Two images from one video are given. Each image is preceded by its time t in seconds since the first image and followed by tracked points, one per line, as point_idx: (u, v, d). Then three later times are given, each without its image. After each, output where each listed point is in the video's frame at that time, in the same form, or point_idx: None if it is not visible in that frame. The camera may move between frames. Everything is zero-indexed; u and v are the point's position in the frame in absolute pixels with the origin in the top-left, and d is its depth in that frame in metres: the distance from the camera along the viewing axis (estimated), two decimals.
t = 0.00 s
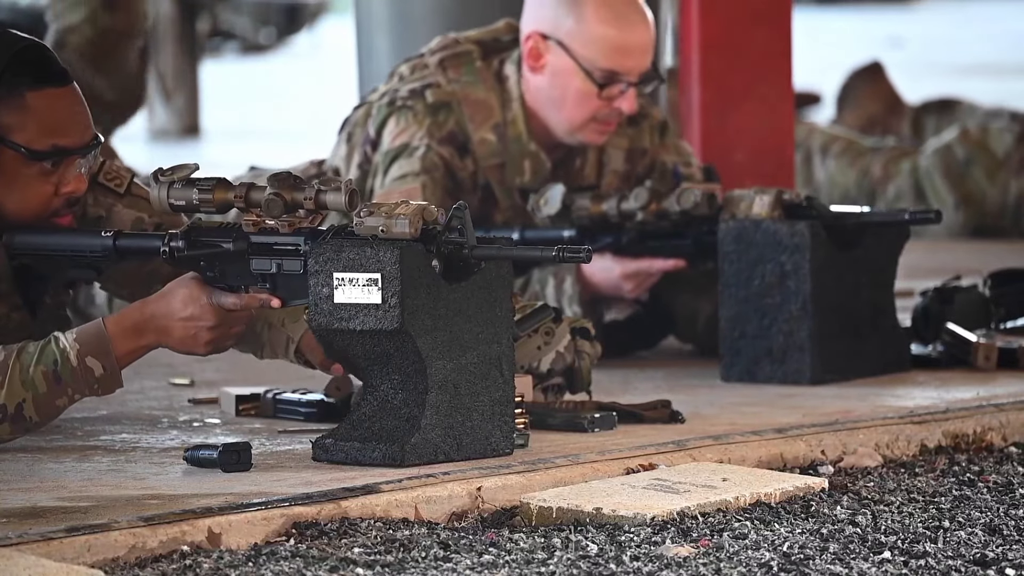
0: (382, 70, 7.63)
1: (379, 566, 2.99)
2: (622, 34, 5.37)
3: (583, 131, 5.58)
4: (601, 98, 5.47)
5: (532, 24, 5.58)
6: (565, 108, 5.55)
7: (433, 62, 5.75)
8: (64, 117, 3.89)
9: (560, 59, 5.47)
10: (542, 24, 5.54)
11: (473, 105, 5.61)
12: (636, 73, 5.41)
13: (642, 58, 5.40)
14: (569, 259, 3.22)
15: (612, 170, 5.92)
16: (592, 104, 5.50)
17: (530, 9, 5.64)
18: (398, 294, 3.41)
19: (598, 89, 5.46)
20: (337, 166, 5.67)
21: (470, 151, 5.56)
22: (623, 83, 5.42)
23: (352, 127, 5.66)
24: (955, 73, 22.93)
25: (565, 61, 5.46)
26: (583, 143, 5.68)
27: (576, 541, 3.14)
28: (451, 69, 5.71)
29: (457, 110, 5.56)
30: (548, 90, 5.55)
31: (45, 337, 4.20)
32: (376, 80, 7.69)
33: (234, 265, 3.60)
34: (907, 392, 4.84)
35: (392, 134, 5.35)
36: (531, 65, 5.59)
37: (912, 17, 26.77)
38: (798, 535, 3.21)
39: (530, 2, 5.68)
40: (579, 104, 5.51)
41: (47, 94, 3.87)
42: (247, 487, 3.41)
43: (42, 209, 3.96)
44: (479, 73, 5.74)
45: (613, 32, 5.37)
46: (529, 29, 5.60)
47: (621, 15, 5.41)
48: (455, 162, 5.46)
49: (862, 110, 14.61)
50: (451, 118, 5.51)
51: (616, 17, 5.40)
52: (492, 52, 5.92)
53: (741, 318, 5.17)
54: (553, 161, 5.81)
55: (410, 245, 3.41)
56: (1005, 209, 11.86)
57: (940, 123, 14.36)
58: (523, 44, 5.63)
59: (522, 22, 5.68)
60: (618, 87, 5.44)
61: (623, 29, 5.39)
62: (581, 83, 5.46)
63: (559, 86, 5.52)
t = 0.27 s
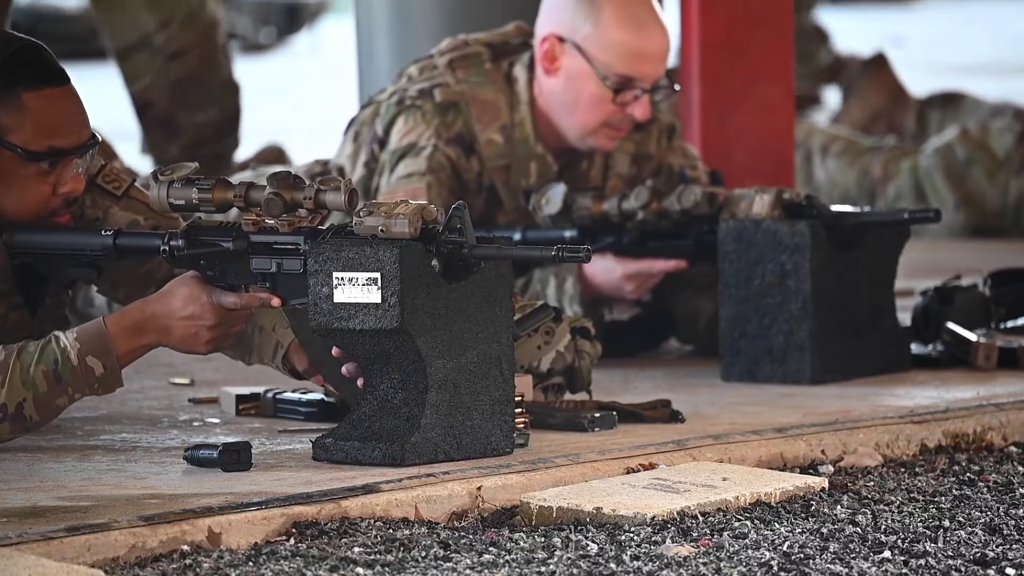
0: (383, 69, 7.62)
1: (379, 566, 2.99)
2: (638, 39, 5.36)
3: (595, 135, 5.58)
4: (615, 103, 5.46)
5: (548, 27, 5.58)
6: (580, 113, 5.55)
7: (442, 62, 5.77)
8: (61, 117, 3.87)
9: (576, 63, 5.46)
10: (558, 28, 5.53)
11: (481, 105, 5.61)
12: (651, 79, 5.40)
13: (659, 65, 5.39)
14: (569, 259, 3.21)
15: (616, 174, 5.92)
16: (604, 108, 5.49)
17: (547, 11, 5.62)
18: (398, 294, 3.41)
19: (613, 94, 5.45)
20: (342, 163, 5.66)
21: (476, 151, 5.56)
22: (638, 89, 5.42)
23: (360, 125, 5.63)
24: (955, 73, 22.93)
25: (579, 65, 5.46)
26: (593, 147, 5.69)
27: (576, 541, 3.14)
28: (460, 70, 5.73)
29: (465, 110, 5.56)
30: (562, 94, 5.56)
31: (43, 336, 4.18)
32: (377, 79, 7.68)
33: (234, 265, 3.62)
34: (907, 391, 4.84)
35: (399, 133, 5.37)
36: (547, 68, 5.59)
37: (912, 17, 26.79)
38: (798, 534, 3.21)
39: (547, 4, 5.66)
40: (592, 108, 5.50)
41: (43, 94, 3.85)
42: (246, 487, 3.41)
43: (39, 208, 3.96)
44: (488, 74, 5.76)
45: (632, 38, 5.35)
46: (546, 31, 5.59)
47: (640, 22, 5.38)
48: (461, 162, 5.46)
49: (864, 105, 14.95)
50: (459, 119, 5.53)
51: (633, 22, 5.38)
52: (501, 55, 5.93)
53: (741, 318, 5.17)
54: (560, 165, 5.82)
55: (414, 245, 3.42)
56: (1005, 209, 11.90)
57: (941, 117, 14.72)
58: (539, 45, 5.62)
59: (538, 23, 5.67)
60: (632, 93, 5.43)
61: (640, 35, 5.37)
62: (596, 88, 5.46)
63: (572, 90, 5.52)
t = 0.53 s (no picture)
0: (383, 70, 7.62)
1: (378, 567, 2.99)
2: (638, 39, 5.38)
3: (595, 135, 5.58)
4: (615, 103, 5.47)
5: (546, 27, 5.59)
6: (579, 112, 5.55)
7: (442, 62, 5.76)
8: (61, 119, 3.87)
9: (576, 62, 5.47)
10: (557, 27, 5.55)
11: (481, 106, 5.61)
12: (651, 79, 5.41)
13: (659, 65, 5.41)
14: (568, 256, 3.21)
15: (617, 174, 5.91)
16: (603, 108, 5.50)
17: (546, 11, 5.63)
18: (398, 294, 3.41)
19: (613, 93, 5.46)
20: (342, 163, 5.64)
21: (477, 152, 5.56)
22: (637, 88, 5.43)
23: (359, 127, 5.56)
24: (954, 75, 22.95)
25: (578, 65, 5.47)
26: (593, 146, 5.69)
27: (576, 541, 3.14)
28: (460, 71, 5.71)
29: (466, 110, 5.56)
30: (562, 94, 5.56)
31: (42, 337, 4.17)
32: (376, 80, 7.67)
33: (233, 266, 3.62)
34: (907, 392, 4.84)
35: (400, 134, 5.36)
36: (546, 68, 5.60)
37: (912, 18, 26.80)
38: (798, 535, 3.21)
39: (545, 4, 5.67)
40: (592, 107, 5.51)
41: (41, 96, 3.84)
42: (246, 487, 3.41)
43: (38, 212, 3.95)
44: (488, 75, 5.74)
45: (633, 38, 5.38)
46: (545, 31, 5.60)
47: (640, 22, 5.41)
48: (460, 162, 5.46)
49: (863, 101, 15.08)
50: (458, 119, 5.52)
51: (633, 22, 5.40)
52: (502, 54, 5.92)
53: (741, 319, 5.17)
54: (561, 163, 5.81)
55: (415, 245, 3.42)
56: (1005, 210, 11.81)
57: (938, 117, 14.92)
58: (538, 45, 5.62)
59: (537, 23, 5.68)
60: (632, 92, 5.44)
61: (641, 35, 5.39)
62: (596, 87, 5.46)
63: (571, 90, 5.52)
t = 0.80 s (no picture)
0: (383, 69, 7.61)
1: (379, 566, 2.99)
2: (640, 40, 5.38)
3: (596, 136, 5.58)
4: (616, 104, 5.46)
5: (548, 28, 5.60)
6: (580, 112, 5.55)
7: (442, 63, 5.76)
8: (63, 119, 3.88)
9: (577, 63, 5.48)
10: (559, 28, 5.55)
11: (481, 105, 5.61)
12: (652, 81, 5.41)
13: (660, 66, 5.40)
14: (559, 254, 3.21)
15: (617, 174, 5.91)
16: (604, 109, 5.50)
17: (548, 12, 5.64)
18: (398, 294, 3.41)
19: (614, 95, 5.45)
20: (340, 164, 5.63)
21: (477, 152, 5.56)
22: (639, 89, 5.42)
23: (360, 127, 5.57)
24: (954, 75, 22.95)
25: (579, 66, 5.47)
26: (592, 147, 5.68)
27: (576, 541, 3.14)
28: (460, 70, 5.72)
29: (466, 111, 5.56)
30: (562, 95, 5.56)
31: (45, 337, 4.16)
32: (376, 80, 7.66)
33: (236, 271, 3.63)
34: (907, 391, 4.84)
35: (401, 134, 5.36)
36: (547, 69, 5.60)
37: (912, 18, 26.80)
38: (799, 534, 3.21)
39: (547, 5, 5.68)
40: (595, 109, 5.51)
41: (44, 95, 3.86)
42: (246, 487, 3.41)
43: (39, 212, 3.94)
44: (488, 74, 5.75)
45: (634, 39, 5.38)
46: (546, 32, 5.60)
47: (641, 22, 5.42)
48: (461, 163, 5.46)
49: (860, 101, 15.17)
50: (459, 119, 5.52)
51: (635, 23, 5.41)
52: (501, 55, 5.92)
53: (741, 318, 5.17)
54: (561, 163, 5.81)
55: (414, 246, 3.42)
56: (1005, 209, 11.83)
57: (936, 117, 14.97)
58: (539, 45, 5.63)
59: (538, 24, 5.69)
60: (633, 93, 5.43)
61: (642, 36, 5.39)
62: (597, 88, 5.46)
63: (572, 91, 5.52)
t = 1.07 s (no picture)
0: (383, 69, 7.62)
1: (378, 567, 2.99)
2: (641, 41, 5.38)
3: (596, 136, 5.57)
4: (617, 104, 5.45)
5: (550, 28, 5.59)
6: (581, 112, 5.54)
7: (443, 62, 5.76)
8: (60, 114, 3.89)
9: (578, 63, 5.46)
10: (560, 28, 5.55)
11: (482, 105, 5.60)
12: (652, 82, 5.41)
13: (660, 67, 5.40)
14: (571, 256, 3.21)
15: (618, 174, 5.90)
16: (604, 110, 5.49)
17: (550, 11, 5.63)
18: (399, 295, 3.41)
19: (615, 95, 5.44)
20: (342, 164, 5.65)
21: (477, 152, 5.57)
22: (640, 89, 5.41)
23: (361, 126, 5.58)
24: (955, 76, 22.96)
25: (580, 66, 5.46)
26: (592, 147, 5.67)
27: (576, 542, 3.14)
28: (461, 70, 5.72)
29: (466, 110, 5.56)
30: (563, 95, 5.55)
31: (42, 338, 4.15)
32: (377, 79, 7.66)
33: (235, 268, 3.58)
34: (907, 392, 4.84)
35: (401, 134, 5.38)
36: (547, 69, 5.60)
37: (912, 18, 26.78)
38: (798, 535, 3.20)
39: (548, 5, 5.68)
40: (595, 108, 5.50)
41: (40, 91, 3.87)
42: (246, 487, 3.41)
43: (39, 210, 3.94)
44: (489, 75, 5.75)
45: (635, 39, 5.38)
46: (547, 31, 5.60)
47: (642, 23, 5.41)
48: (461, 163, 5.47)
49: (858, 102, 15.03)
50: (460, 120, 5.52)
51: (635, 23, 5.40)
52: (502, 55, 5.92)
53: (741, 319, 5.17)
54: (561, 163, 5.81)
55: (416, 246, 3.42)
56: (1006, 209, 11.86)
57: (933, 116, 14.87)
58: (540, 45, 5.63)
59: (540, 24, 5.68)
60: (633, 94, 5.42)
61: (643, 36, 5.39)
62: (598, 88, 5.45)
63: (573, 91, 5.52)
